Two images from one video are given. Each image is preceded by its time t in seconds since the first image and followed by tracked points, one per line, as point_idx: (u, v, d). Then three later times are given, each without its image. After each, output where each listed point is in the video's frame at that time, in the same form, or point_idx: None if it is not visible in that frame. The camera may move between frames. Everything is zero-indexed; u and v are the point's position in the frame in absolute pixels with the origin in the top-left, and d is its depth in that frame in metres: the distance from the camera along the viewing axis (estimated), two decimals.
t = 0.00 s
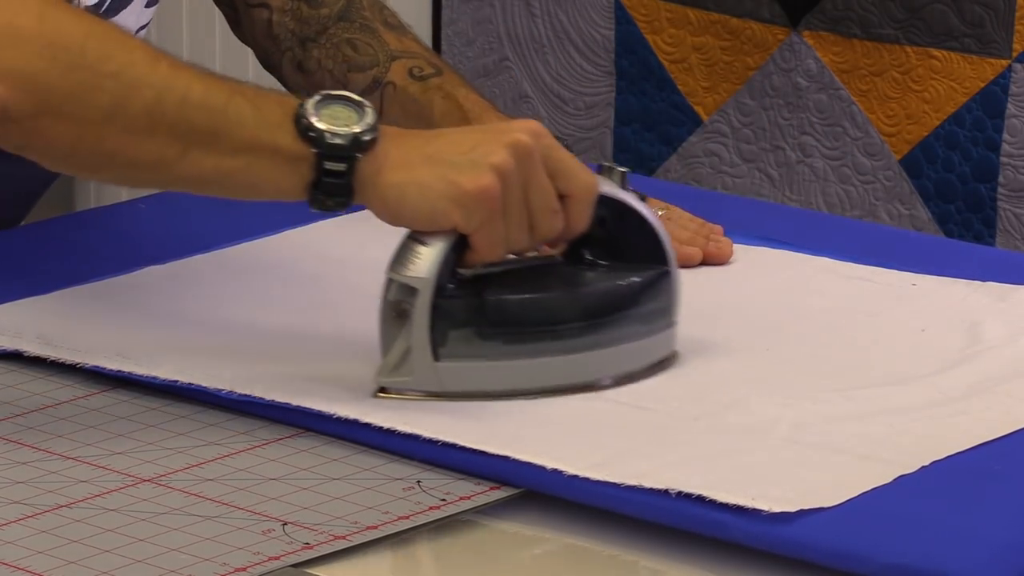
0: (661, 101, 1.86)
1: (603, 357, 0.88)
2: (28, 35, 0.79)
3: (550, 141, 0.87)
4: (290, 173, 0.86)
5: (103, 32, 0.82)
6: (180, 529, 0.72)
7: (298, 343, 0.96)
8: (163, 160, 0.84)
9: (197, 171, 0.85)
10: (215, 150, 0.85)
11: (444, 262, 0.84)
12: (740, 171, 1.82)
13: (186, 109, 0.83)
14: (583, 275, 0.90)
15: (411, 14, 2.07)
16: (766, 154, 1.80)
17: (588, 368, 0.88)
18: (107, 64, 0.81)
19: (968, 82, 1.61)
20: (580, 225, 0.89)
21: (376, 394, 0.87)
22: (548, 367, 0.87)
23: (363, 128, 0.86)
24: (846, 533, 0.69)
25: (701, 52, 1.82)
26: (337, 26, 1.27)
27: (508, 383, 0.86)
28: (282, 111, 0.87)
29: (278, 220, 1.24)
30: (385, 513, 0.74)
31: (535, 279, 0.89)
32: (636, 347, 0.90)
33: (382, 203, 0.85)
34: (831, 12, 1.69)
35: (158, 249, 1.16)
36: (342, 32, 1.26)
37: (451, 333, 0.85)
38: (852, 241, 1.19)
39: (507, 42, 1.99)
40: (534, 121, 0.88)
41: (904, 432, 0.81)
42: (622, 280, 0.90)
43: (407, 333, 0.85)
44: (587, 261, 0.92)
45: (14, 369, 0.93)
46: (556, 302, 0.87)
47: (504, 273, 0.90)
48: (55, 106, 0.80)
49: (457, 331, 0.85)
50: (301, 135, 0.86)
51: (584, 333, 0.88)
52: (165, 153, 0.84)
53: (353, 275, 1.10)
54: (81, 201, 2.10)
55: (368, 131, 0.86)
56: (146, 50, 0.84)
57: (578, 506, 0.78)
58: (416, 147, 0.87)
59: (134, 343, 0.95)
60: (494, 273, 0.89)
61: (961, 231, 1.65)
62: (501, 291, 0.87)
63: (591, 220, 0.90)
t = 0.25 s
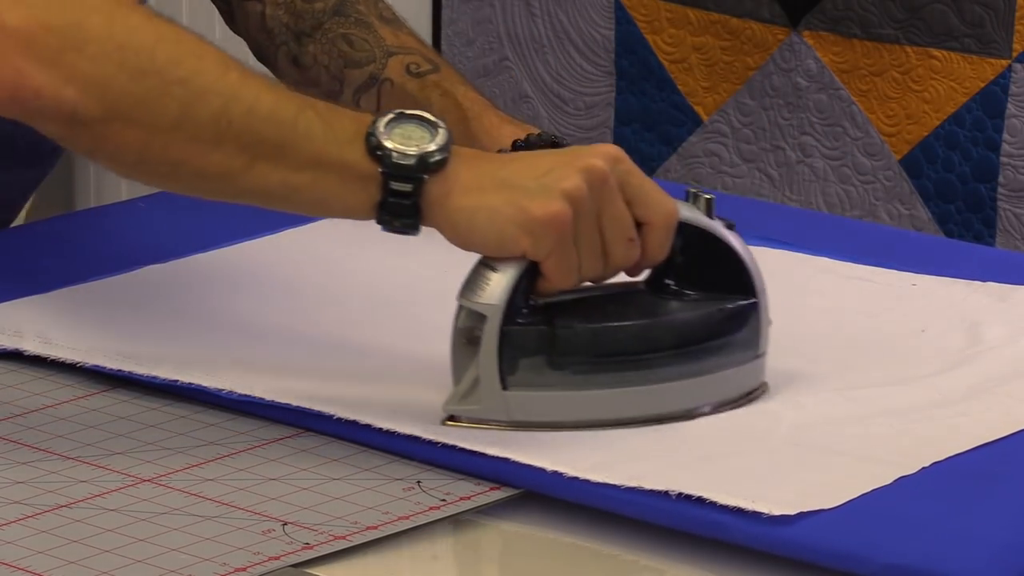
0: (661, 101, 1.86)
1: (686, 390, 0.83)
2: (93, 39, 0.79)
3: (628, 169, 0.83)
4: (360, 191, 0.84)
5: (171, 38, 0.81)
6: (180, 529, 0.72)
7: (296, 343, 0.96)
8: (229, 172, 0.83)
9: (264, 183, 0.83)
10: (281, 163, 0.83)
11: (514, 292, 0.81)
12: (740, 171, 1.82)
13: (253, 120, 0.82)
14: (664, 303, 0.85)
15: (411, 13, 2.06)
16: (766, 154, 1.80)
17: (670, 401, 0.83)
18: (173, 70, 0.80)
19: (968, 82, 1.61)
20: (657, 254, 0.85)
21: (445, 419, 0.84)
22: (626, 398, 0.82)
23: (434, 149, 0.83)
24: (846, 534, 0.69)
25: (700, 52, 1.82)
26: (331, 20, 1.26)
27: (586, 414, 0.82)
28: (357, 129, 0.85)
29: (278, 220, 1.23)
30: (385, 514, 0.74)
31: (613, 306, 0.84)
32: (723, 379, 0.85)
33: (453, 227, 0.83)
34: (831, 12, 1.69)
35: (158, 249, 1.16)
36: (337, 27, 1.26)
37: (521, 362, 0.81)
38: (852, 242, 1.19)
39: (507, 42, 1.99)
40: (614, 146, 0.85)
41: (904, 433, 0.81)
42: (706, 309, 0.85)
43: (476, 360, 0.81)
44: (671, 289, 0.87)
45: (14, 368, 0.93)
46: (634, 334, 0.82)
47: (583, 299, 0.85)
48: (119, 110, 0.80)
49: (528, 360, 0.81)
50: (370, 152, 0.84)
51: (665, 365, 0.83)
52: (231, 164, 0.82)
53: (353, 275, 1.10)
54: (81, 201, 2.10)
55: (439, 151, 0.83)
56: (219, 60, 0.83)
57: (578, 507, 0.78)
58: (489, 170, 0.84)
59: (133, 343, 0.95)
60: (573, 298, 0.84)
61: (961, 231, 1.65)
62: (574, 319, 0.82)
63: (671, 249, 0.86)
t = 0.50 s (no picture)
0: (661, 101, 1.86)
1: (732, 413, 0.80)
2: (134, 43, 0.79)
3: (670, 191, 0.79)
4: (398, 203, 0.82)
5: (215, 42, 0.80)
6: (180, 529, 0.72)
7: (295, 344, 0.95)
8: (266, 181, 0.81)
9: (304, 192, 0.81)
10: (320, 174, 0.81)
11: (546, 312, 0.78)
12: (740, 171, 1.82)
13: (291, 128, 0.80)
14: (707, 326, 0.81)
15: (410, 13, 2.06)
16: (766, 154, 1.79)
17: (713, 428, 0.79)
18: (213, 75, 0.79)
19: (968, 82, 1.61)
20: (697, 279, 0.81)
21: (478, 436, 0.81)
22: (666, 424, 0.79)
23: (470, 163, 0.80)
24: (845, 534, 0.69)
25: (700, 52, 1.81)
26: (324, 16, 1.24)
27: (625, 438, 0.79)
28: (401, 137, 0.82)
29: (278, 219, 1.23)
30: (385, 513, 0.74)
31: (653, 328, 0.80)
32: (772, 405, 0.81)
33: (485, 241, 0.80)
34: (831, 12, 1.69)
35: (158, 249, 1.16)
36: (330, 23, 1.23)
37: (552, 381, 0.78)
38: (853, 241, 1.19)
39: (507, 42, 1.99)
40: (660, 168, 0.80)
41: (904, 433, 0.80)
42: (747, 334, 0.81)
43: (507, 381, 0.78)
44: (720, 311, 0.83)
45: (14, 368, 0.93)
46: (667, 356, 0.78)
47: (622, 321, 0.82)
48: (158, 114, 0.79)
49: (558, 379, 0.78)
50: (405, 165, 0.81)
51: (708, 390, 0.79)
52: (269, 175, 0.81)
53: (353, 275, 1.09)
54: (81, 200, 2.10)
55: (475, 165, 0.80)
56: (265, 65, 0.81)
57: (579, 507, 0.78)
58: (526, 185, 0.81)
59: (133, 343, 0.95)
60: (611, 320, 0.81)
61: (961, 231, 1.65)
62: (607, 341, 0.79)
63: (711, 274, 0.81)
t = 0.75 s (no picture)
0: (661, 101, 1.86)
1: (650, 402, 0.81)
2: (66, 67, 0.82)
3: (598, 182, 0.81)
4: (334, 192, 0.83)
5: (146, 56, 0.83)
6: (180, 529, 0.72)
7: (296, 343, 0.95)
8: (210, 186, 0.85)
9: (246, 191, 0.84)
10: (258, 175, 0.84)
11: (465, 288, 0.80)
12: (740, 171, 1.82)
13: (223, 133, 0.83)
14: (631, 313, 0.83)
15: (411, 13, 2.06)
16: (766, 154, 1.79)
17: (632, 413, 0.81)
18: (145, 90, 0.82)
19: (968, 82, 1.61)
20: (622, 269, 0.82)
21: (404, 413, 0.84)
22: (583, 405, 0.80)
23: (396, 151, 0.81)
24: (845, 534, 0.69)
25: (701, 52, 1.81)
26: (325, 12, 1.28)
27: (545, 418, 0.81)
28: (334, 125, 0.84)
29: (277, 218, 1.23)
30: (385, 513, 0.74)
31: (574, 311, 0.83)
32: (697, 396, 0.82)
33: (416, 218, 0.82)
34: (831, 12, 1.69)
35: (158, 249, 1.16)
36: (331, 18, 1.28)
37: (471, 358, 0.81)
38: (853, 241, 1.19)
39: (507, 42, 1.99)
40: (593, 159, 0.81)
41: (905, 434, 0.80)
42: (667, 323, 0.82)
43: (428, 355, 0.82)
44: (652, 299, 0.85)
45: (14, 369, 0.93)
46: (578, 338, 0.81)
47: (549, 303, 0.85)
48: (96, 132, 0.83)
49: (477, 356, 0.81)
50: (337, 154, 0.83)
51: (625, 374, 0.81)
52: (210, 179, 0.84)
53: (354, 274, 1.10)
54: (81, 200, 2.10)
55: (401, 153, 0.81)
56: (196, 72, 0.83)
57: (578, 507, 0.78)
58: (456, 164, 0.82)
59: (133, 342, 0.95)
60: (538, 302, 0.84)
61: (961, 231, 1.65)
62: (525, 321, 0.82)
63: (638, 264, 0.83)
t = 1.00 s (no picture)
0: (661, 101, 1.85)
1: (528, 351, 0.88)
2: None
3: (475, 145, 0.87)
4: (218, 159, 0.89)
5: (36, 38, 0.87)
6: (180, 529, 0.72)
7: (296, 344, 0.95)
8: (93, 160, 0.90)
9: (132, 163, 0.90)
10: (140, 148, 0.89)
11: (352, 249, 0.86)
12: (740, 171, 1.82)
13: (107, 108, 0.88)
14: (508, 270, 0.90)
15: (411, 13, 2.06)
16: (766, 154, 1.79)
17: (513, 362, 0.88)
18: (35, 70, 0.87)
19: (968, 82, 1.61)
20: (498, 223, 0.89)
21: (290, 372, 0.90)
22: (466, 355, 0.87)
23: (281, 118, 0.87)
24: (846, 533, 0.69)
25: (701, 52, 1.81)
26: (329, 4, 1.29)
27: (428, 370, 0.88)
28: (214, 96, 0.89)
29: (276, 218, 1.23)
30: (385, 513, 0.74)
31: (455, 271, 0.90)
32: (569, 343, 0.90)
33: (304, 182, 0.87)
34: (831, 12, 1.69)
35: (158, 249, 1.16)
36: (334, 11, 1.29)
37: (360, 316, 0.87)
38: (853, 241, 1.19)
39: (507, 42, 1.99)
40: (469, 120, 0.88)
41: (906, 433, 0.80)
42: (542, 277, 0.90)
43: (317, 312, 0.87)
44: (522, 254, 0.92)
45: (14, 369, 0.93)
46: (463, 295, 0.88)
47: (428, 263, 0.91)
48: None
49: (365, 315, 0.87)
50: (221, 122, 0.88)
51: (505, 326, 0.88)
52: (95, 153, 0.90)
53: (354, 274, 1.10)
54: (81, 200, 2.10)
55: (286, 120, 0.87)
56: (81, 52, 0.88)
57: (578, 506, 0.78)
58: (337, 130, 0.87)
59: (133, 343, 0.95)
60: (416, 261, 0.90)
61: (961, 231, 1.65)
62: (410, 279, 0.88)
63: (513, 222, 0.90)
